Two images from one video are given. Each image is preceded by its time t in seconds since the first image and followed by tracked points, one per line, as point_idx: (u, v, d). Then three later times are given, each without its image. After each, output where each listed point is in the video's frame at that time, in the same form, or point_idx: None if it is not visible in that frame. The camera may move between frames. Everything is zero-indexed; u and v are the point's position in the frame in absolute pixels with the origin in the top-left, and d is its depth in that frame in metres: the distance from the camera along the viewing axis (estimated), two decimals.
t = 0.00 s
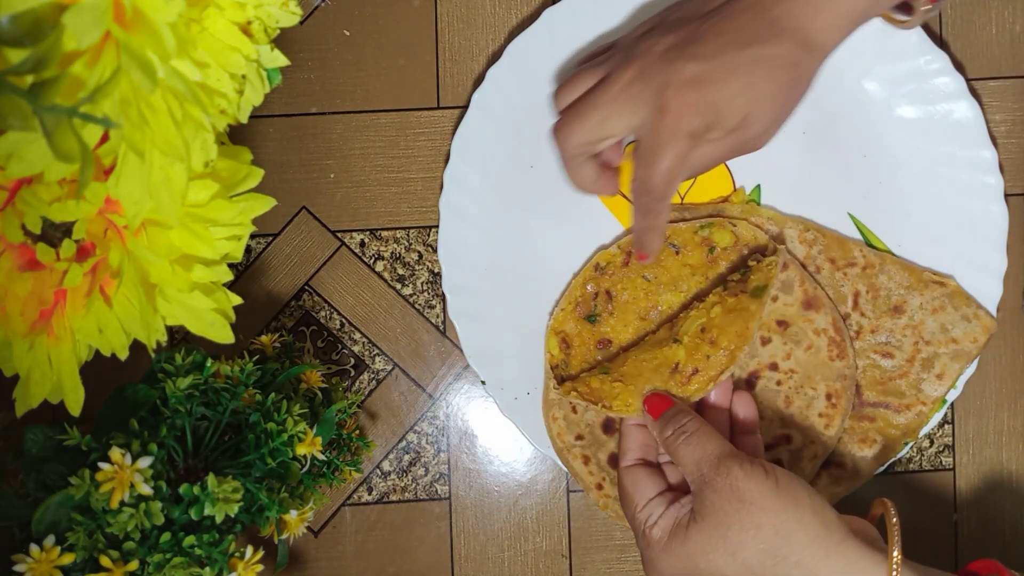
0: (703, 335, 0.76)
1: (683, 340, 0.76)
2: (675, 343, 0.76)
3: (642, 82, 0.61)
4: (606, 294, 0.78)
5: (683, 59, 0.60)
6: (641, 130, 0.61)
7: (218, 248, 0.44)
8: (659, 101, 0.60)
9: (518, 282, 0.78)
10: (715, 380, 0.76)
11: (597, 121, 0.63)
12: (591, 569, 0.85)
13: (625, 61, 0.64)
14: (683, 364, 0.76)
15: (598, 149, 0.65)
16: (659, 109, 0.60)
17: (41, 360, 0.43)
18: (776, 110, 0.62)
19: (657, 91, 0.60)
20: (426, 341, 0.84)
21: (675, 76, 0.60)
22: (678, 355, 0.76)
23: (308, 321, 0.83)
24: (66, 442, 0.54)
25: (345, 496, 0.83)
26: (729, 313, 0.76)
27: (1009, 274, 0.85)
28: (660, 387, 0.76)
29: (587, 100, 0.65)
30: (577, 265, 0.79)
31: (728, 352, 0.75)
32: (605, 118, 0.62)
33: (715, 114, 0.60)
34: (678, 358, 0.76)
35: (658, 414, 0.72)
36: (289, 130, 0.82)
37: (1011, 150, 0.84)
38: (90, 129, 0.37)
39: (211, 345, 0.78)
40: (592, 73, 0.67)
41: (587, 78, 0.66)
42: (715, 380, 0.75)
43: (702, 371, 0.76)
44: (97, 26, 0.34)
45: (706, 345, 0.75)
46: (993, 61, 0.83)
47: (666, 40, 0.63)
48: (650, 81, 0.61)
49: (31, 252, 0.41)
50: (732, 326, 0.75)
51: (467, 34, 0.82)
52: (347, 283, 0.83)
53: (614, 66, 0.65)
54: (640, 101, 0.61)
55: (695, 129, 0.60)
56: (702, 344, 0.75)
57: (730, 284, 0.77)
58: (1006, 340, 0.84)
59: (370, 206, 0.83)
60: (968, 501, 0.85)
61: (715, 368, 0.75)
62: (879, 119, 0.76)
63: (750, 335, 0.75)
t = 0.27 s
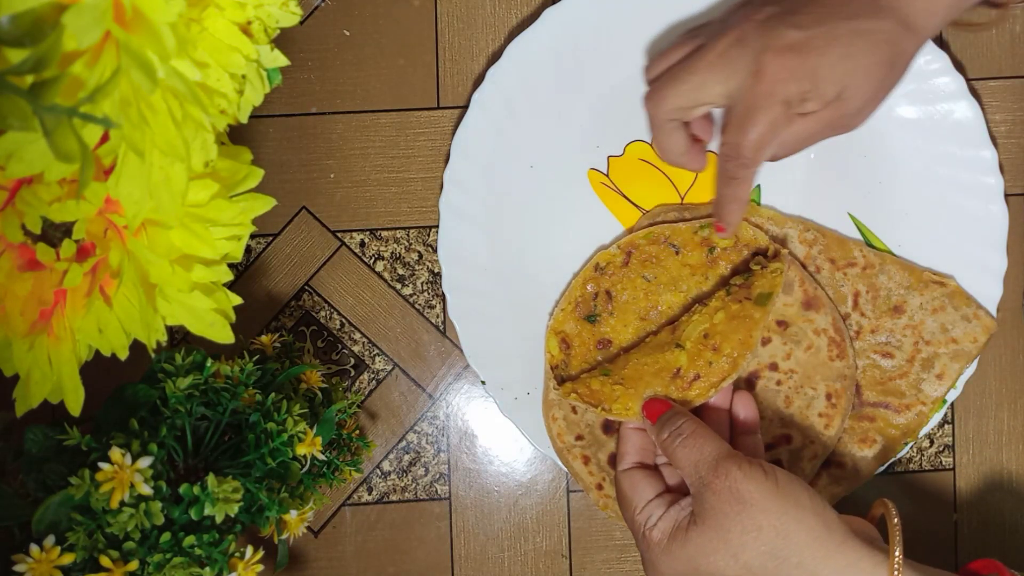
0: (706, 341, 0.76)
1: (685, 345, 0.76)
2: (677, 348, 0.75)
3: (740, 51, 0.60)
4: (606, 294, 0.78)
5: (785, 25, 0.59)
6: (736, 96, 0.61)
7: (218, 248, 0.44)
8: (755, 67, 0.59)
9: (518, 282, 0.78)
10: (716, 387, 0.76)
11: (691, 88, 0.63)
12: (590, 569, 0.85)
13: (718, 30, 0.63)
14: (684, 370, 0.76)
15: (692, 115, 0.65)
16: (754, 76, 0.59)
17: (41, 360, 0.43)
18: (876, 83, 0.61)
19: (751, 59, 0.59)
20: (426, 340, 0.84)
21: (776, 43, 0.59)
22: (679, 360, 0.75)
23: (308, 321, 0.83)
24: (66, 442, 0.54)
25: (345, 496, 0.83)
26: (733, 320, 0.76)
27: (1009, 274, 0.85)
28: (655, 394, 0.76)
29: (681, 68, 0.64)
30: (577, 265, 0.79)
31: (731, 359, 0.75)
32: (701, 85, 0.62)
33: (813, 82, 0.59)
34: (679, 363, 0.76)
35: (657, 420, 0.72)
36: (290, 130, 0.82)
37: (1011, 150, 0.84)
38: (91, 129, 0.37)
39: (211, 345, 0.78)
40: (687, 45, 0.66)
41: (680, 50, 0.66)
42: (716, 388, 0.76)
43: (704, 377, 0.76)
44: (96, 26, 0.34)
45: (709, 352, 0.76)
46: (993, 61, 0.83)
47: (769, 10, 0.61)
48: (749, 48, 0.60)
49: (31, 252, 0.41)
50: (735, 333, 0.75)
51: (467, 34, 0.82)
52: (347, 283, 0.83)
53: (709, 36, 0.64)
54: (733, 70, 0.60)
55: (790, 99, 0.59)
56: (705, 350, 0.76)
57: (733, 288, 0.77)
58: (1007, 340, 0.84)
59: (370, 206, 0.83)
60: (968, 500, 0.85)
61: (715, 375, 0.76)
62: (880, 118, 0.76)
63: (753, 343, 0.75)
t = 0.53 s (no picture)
0: (705, 341, 0.76)
1: (685, 345, 0.76)
2: (677, 347, 0.76)
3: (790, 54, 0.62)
4: (606, 294, 0.78)
5: (833, 29, 0.62)
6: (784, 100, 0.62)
7: (218, 248, 0.44)
8: (805, 69, 0.61)
9: (518, 282, 0.78)
10: (716, 387, 0.76)
11: (738, 93, 0.64)
12: (590, 569, 0.85)
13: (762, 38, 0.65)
14: (684, 369, 0.76)
15: (738, 122, 0.67)
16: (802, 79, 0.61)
17: (41, 360, 0.43)
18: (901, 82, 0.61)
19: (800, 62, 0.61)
20: (426, 340, 0.84)
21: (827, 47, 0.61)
22: (679, 360, 0.76)
23: (308, 321, 0.83)
24: (66, 442, 0.54)
25: (345, 496, 0.83)
26: (732, 320, 0.76)
27: (1009, 274, 0.85)
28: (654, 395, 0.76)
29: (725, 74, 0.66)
30: (577, 266, 0.79)
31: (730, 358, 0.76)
32: (748, 88, 0.64)
33: (863, 84, 0.60)
34: (679, 363, 0.76)
35: (659, 423, 0.73)
36: (290, 130, 0.82)
37: (1011, 150, 0.84)
38: (91, 129, 0.37)
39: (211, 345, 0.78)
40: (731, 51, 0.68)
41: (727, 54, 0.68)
42: (716, 387, 0.76)
43: (703, 377, 0.76)
44: (97, 26, 0.34)
45: (708, 351, 0.76)
46: (993, 61, 0.83)
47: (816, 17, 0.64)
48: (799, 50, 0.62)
49: (31, 252, 0.41)
50: (734, 332, 0.75)
51: (467, 34, 0.82)
52: (347, 283, 0.83)
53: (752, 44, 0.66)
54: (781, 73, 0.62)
55: (838, 102, 0.61)
56: (704, 350, 0.76)
57: (732, 288, 0.77)
58: (1007, 340, 0.84)
59: (370, 206, 0.83)
60: (968, 500, 0.85)
61: (714, 375, 0.76)
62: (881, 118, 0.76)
63: (753, 343, 0.75)
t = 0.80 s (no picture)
0: (704, 340, 0.76)
1: (684, 345, 0.76)
2: (676, 347, 0.76)
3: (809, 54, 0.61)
4: (606, 294, 0.78)
5: (849, 29, 0.62)
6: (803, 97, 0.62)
7: (218, 248, 0.44)
8: (823, 66, 0.61)
9: (517, 282, 0.78)
10: (715, 386, 0.76)
11: (755, 93, 0.63)
12: (590, 569, 0.85)
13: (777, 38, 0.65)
14: (683, 369, 0.76)
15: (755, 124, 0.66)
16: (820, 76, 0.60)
17: (41, 360, 0.43)
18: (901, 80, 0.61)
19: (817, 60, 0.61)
20: (426, 341, 0.84)
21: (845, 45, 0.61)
22: (679, 360, 0.76)
23: (308, 321, 0.83)
24: (66, 442, 0.54)
25: (345, 496, 0.83)
26: (732, 318, 0.75)
27: (1009, 274, 0.85)
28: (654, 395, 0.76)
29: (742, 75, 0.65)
30: (577, 266, 0.79)
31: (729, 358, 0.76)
32: (766, 86, 0.63)
33: (881, 81, 0.60)
34: (678, 363, 0.76)
35: (658, 423, 0.72)
36: (290, 130, 0.82)
37: (1011, 150, 0.84)
38: (91, 129, 0.37)
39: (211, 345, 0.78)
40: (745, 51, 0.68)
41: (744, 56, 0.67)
42: (716, 386, 0.76)
43: (703, 376, 0.76)
44: (97, 26, 0.34)
45: (708, 351, 0.76)
46: (994, 61, 0.83)
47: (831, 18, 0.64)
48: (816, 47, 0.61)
49: (31, 252, 0.41)
50: (734, 331, 0.75)
51: (467, 34, 0.82)
52: (347, 283, 0.83)
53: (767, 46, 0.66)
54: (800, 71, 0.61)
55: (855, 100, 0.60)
56: (704, 349, 0.76)
57: (732, 288, 0.77)
58: (1007, 340, 0.84)
59: (370, 206, 0.83)
60: (968, 500, 0.85)
61: (713, 375, 0.76)
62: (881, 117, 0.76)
63: (751, 342, 0.75)
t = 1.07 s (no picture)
0: (708, 341, 0.76)
1: (689, 347, 0.76)
2: (680, 349, 0.75)
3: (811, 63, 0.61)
4: (607, 294, 0.78)
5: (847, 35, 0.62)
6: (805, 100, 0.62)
7: (218, 248, 0.44)
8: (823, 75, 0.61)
9: (518, 282, 0.78)
10: (721, 386, 0.76)
11: (755, 102, 0.63)
12: (590, 569, 0.84)
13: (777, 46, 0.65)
14: (689, 371, 0.76)
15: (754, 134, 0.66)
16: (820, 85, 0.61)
17: (41, 360, 0.43)
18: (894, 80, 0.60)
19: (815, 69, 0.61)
20: (426, 341, 0.84)
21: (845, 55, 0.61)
22: (683, 362, 0.76)
23: (308, 321, 0.83)
24: (66, 442, 0.54)
25: (345, 496, 0.83)
26: (735, 318, 0.75)
27: (1009, 274, 0.85)
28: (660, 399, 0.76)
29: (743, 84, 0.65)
30: (578, 266, 0.79)
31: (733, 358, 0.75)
32: (766, 96, 0.63)
33: (881, 90, 0.60)
34: (683, 364, 0.76)
35: (668, 428, 0.72)
36: (290, 130, 0.82)
37: (1011, 150, 0.84)
38: (91, 129, 0.37)
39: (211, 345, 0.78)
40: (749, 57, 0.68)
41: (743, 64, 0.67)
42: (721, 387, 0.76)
43: (707, 377, 0.76)
44: (96, 26, 0.34)
45: (712, 352, 0.75)
46: (994, 61, 0.83)
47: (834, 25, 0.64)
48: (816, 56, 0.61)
49: (31, 252, 0.41)
50: (737, 331, 0.75)
51: (467, 34, 0.82)
52: (347, 283, 0.83)
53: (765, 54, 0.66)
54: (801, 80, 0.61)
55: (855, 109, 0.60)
56: (708, 350, 0.75)
57: (733, 288, 0.76)
58: (1006, 340, 0.84)
59: (370, 206, 0.83)
60: (968, 500, 0.85)
61: (719, 375, 0.75)
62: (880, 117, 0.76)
63: (756, 341, 0.75)
